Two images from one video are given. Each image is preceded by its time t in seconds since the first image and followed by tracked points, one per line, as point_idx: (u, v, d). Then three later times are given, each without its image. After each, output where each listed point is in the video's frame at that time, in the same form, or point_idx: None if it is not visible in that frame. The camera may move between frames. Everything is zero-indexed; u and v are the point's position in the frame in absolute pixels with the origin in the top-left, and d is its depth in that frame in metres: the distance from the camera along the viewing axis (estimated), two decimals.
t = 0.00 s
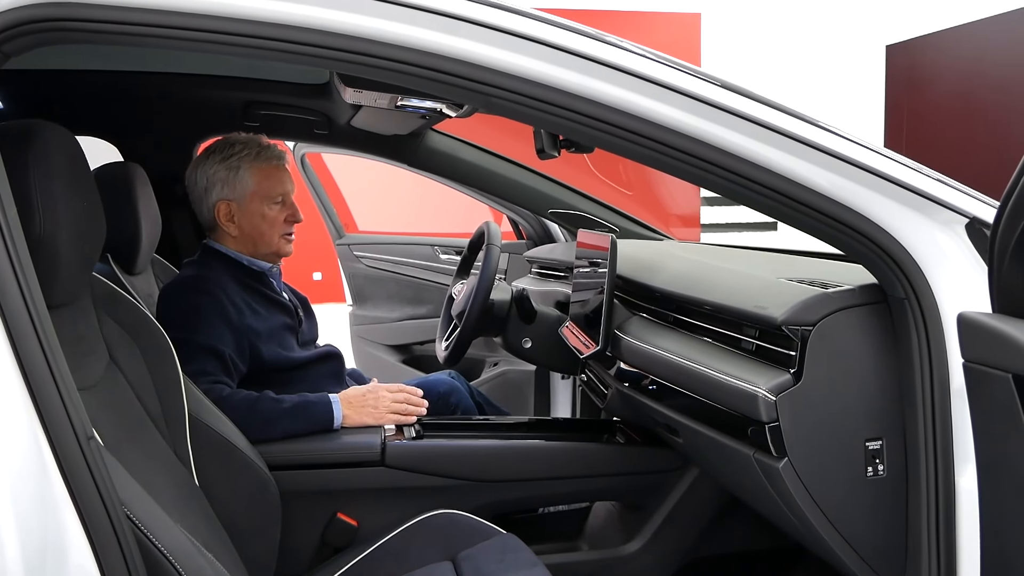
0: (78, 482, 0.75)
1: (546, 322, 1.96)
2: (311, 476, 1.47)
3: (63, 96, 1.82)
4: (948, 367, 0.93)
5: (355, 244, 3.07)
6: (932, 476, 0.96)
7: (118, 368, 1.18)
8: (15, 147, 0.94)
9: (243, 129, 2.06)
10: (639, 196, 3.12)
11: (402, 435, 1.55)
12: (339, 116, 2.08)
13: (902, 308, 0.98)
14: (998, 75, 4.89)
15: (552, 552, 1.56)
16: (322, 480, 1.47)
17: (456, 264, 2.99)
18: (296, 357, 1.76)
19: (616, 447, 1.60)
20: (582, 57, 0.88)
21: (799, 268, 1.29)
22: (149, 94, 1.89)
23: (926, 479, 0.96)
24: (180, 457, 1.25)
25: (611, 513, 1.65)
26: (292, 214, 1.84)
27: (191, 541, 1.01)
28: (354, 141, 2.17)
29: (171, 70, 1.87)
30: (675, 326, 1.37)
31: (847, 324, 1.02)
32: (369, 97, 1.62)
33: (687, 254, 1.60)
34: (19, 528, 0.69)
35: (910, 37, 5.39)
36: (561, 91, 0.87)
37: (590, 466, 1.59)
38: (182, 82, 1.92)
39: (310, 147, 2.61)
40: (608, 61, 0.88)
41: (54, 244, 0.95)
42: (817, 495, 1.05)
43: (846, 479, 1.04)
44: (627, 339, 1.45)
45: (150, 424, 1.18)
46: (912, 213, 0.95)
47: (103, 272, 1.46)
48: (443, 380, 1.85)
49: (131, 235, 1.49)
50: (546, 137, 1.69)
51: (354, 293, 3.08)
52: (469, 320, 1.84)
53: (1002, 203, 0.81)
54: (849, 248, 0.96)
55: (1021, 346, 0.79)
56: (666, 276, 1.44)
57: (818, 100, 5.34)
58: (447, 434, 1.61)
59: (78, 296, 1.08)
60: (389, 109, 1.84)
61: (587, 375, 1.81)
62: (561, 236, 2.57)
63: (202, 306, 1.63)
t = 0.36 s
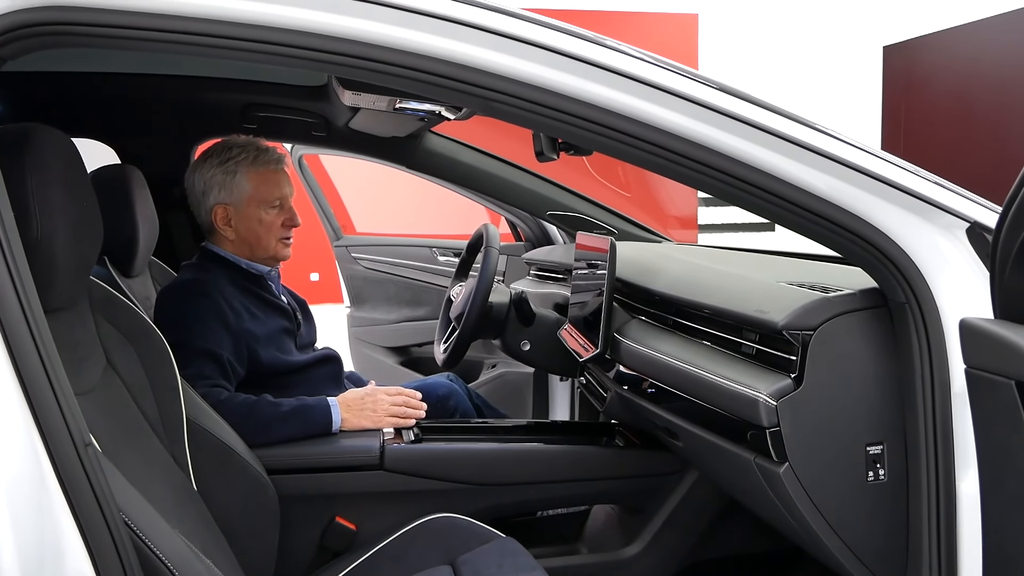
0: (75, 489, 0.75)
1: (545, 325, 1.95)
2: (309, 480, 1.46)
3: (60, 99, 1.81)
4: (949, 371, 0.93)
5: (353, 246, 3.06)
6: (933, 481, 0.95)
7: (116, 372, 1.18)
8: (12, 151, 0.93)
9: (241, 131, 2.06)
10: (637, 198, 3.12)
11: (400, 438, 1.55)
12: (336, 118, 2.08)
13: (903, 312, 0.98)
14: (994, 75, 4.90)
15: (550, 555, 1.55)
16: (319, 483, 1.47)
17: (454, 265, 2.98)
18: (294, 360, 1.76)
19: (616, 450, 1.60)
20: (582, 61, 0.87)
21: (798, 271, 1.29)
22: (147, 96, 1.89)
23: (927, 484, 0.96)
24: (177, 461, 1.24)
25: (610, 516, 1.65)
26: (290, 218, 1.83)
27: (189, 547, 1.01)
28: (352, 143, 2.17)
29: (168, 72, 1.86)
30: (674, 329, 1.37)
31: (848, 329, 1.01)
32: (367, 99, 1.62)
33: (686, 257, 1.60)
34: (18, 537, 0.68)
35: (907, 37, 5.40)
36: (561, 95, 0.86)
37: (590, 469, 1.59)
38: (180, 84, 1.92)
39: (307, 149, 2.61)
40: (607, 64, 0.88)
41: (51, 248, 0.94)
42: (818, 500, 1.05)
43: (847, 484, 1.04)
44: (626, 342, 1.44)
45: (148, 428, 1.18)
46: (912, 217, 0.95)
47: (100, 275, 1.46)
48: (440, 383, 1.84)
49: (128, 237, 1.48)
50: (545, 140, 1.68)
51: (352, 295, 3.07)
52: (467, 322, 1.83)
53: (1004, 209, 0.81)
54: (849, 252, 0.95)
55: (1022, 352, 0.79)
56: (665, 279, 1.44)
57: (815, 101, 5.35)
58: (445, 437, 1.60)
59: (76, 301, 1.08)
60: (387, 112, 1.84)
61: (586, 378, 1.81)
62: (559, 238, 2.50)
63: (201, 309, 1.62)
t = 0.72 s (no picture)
0: (69, 491, 0.73)
1: (544, 325, 1.94)
2: (307, 481, 1.45)
3: (56, 97, 1.80)
4: (954, 371, 0.92)
5: (351, 246, 3.05)
6: (938, 482, 0.95)
7: (111, 373, 1.17)
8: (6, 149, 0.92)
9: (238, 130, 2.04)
10: (636, 197, 3.10)
11: (398, 440, 1.54)
12: (334, 117, 2.07)
13: (907, 312, 0.97)
14: (993, 73, 4.89)
15: (550, 557, 1.54)
16: (317, 485, 1.45)
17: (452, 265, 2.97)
18: (291, 361, 1.75)
19: (615, 451, 1.59)
20: (582, 58, 0.86)
21: (800, 271, 1.27)
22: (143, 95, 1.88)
23: (932, 486, 0.95)
24: (174, 463, 1.23)
25: (609, 517, 1.64)
26: (288, 220, 1.81)
27: (185, 549, 1.00)
28: (350, 142, 2.16)
29: (165, 71, 1.85)
30: (674, 329, 1.36)
31: (851, 330, 1.00)
32: (365, 98, 1.61)
33: (686, 256, 1.59)
34: (10, 541, 0.67)
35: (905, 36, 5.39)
36: (561, 92, 0.85)
37: (589, 470, 1.58)
38: (177, 83, 1.91)
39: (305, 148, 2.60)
40: (608, 61, 0.87)
41: (45, 247, 0.93)
42: (821, 502, 1.04)
43: (850, 485, 1.03)
44: (626, 342, 1.43)
45: (144, 429, 1.17)
46: (918, 217, 0.94)
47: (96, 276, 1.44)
48: (439, 384, 1.83)
49: (124, 236, 1.47)
50: (544, 138, 1.67)
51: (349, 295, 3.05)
52: (466, 322, 1.82)
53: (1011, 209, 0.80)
54: (854, 253, 0.94)
55: None
56: (666, 279, 1.43)
57: (814, 101, 5.33)
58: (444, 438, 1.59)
59: (71, 301, 1.07)
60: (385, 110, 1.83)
61: (585, 379, 1.80)
62: (559, 238, 2.49)
63: (198, 310, 1.61)
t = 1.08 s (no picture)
0: (61, 498, 0.72)
1: (543, 327, 1.93)
2: (304, 485, 1.44)
3: (51, 98, 1.79)
4: (956, 375, 0.91)
5: (349, 247, 3.03)
6: (940, 487, 0.94)
7: (106, 376, 1.16)
8: None
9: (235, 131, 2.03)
10: (635, 198, 3.09)
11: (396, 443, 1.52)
12: (332, 118, 2.05)
13: (908, 315, 0.96)
14: (992, 73, 4.89)
15: (548, 561, 1.53)
16: (314, 488, 1.45)
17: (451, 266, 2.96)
18: (287, 364, 1.74)
19: (614, 454, 1.58)
20: (580, 59, 0.85)
21: (801, 274, 1.26)
22: (139, 95, 1.87)
23: (934, 491, 0.94)
24: (168, 466, 1.22)
25: (608, 520, 1.63)
26: (284, 222, 1.79)
27: (179, 555, 0.99)
28: (348, 143, 2.15)
29: (161, 72, 1.84)
30: (673, 331, 1.35)
31: (852, 333, 0.99)
32: (363, 99, 1.60)
33: (686, 258, 1.58)
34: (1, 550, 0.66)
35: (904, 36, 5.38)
36: (559, 94, 0.84)
37: (588, 473, 1.57)
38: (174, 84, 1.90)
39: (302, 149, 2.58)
40: (607, 62, 0.86)
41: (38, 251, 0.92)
42: (823, 507, 1.03)
43: (852, 490, 1.02)
44: (625, 344, 1.42)
45: (139, 433, 1.16)
46: (920, 220, 0.93)
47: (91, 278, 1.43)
48: (437, 386, 1.81)
49: (120, 238, 1.46)
50: (543, 139, 1.66)
51: (347, 296, 3.03)
52: (464, 325, 1.81)
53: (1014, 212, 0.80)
54: (857, 256, 0.94)
55: None
56: (665, 281, 1.42)
57: (813, 102, 5.33)
58: (442, 440, 1.58)
59: (65, 304, 1.06)
60: (384, 111, 1.82)
61: (584, 381, 1.79)
62: (558, 238, 2.48)
63: (194, 312, 1.60)
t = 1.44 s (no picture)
0: (51, 503, 0.70)
1: (543, 326, 1.91)
2: (301, 486, 1.43)
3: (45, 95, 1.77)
4: (966, 375, 0.90)
5: (347, 246, 3.02)
6: (949, 489, 0.92)
7: (99, 376, 1.14)
8: None
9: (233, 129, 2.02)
10: (636, 197, 3.08)
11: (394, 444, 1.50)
12: (330, 115, 2.03)
13: (916, 314, 0.94)
14: (993, 71, 4.87)
15: (549, 563, 1.51)
16: (311, 490, 1.43)
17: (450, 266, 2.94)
18: (285, 364, 1.73)
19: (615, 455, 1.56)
20: (582, 52, 0.83)
21: (806, 272, 1.25)
22: (135, 92, 1.85)
23: (943, 493, 0.93)
24: (164, 468, 1.21)
25: (609, 522, 1.61)
26: (269, 215, 1.76)
27: (172, 558, 0.97)
28: (346, 141, 2.13)
29: (157, 68, 1.82)
30: (675, 331, 1.33)
31: (858, 332, 0.97)
32: (361, 96, 1.58)
33: (687, 257, 1.56)
34: None
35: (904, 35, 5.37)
36: (560, 88, 0.82)
37: (589, 474, 1.55)
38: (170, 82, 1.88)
39: (300, 147, 2.57)
40: (608, 55, 0.84)
41: (29, 249, 0.90)
42: (830, 510, 1.01)
43: (858, 492, 1.00)
44: (625, 343, 1.40)
45: (133, 434, 1.14)
46: (929, 218, 0.91)
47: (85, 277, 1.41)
48: (436, 386, 1.79)
49: (114, 237, 1.43)
50: (543, 137, 1.64)
51: (345, 295, 3.01)
52: (462, 325, 1.79)
53: None
54: (865, 255, 0.92)
55: None
56: (667, 280, 1.40)
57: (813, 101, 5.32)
58: (441, 441, 1.56)
59: (57, 303, 1.04)
60: (382, 108, 1.80)
61: (584, 381, 1.77)
62: (559, 239, 2.44)
63: (190, 312, 1.58)
